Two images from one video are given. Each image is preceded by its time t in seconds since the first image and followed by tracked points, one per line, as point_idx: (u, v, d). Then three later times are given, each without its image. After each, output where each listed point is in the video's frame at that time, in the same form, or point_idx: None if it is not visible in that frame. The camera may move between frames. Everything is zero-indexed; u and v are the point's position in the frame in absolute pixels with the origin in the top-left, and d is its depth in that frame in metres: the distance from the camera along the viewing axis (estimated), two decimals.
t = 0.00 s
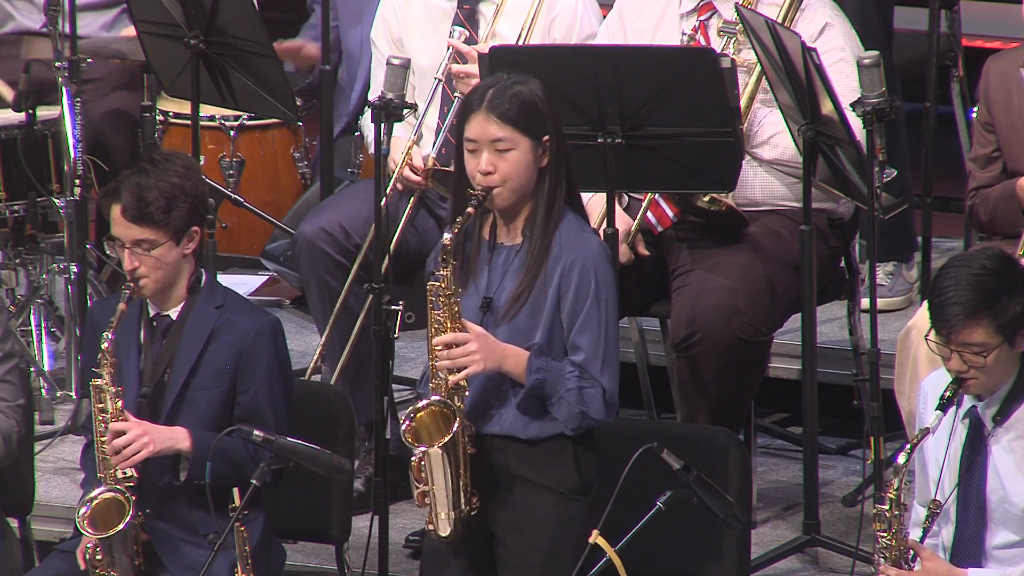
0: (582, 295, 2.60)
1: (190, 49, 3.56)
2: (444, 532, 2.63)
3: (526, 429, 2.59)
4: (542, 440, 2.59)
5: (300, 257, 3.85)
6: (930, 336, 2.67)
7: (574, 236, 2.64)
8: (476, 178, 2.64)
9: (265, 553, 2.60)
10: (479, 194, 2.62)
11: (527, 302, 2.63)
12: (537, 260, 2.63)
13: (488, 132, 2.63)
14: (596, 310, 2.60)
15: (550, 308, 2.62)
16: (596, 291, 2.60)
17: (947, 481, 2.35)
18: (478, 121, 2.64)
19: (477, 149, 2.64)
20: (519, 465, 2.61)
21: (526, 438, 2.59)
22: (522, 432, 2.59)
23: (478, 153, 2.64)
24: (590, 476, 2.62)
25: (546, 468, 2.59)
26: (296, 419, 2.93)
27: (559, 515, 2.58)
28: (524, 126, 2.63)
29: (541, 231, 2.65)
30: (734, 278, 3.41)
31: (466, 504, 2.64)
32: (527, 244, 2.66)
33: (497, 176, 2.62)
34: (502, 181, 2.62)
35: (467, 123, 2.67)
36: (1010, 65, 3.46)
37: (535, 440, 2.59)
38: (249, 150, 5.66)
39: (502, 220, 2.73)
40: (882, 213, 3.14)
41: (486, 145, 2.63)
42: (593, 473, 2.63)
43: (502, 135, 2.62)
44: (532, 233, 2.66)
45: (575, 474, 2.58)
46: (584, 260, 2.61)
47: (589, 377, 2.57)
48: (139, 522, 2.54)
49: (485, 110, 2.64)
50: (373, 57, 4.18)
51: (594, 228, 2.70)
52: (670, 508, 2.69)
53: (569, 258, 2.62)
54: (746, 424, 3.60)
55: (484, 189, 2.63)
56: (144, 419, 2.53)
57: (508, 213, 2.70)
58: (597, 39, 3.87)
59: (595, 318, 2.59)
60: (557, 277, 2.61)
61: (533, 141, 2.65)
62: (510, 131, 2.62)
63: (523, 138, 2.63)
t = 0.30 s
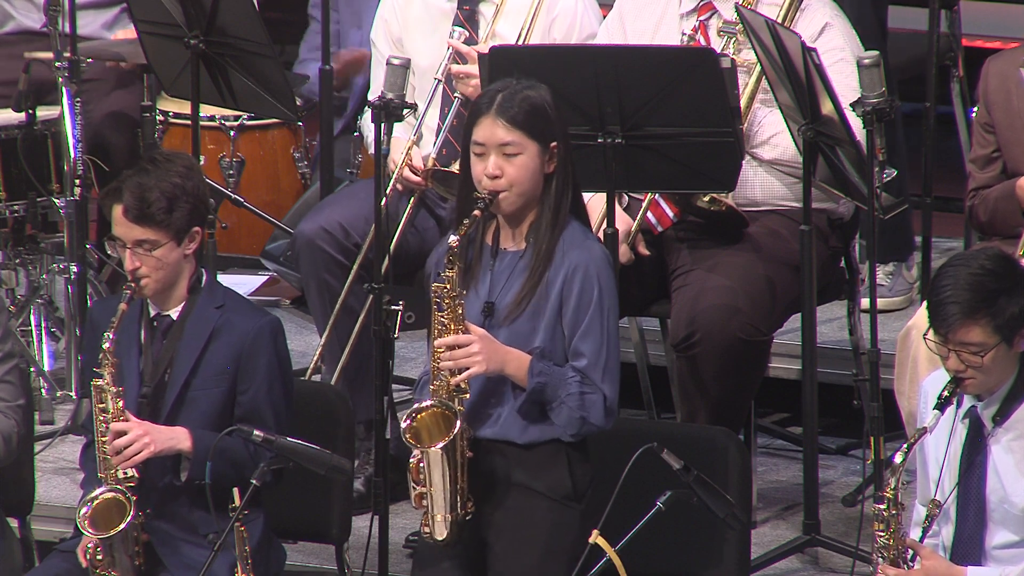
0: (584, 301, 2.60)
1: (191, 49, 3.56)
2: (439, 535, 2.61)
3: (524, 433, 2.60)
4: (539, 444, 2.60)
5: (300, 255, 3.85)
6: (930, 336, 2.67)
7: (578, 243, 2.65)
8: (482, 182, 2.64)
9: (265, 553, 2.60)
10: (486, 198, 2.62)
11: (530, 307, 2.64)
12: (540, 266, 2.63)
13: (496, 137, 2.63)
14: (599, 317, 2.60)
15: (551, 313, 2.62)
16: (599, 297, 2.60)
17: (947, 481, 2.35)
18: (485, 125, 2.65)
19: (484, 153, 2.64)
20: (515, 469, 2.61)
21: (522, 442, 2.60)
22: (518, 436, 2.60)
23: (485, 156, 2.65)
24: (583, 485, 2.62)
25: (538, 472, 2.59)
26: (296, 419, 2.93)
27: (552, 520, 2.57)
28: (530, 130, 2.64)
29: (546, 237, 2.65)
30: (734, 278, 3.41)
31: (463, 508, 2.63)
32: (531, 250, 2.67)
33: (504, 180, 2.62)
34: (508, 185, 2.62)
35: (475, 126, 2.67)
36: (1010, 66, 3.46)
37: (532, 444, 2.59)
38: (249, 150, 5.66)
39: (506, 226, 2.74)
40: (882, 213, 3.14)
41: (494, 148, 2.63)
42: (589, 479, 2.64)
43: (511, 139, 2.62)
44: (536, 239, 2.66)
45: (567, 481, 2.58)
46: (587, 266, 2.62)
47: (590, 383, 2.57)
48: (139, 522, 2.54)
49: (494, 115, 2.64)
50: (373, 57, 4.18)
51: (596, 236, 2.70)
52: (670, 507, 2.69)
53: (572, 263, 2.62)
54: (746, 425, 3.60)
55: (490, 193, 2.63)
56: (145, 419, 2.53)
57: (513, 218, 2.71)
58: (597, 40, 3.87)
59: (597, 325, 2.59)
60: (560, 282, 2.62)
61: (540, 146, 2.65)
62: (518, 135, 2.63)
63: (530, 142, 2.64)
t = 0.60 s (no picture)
0: (582, 298, 2.60)
1: (191, 49, 3.56)
2: (434, 535, 2.61)
3: (521, 434, 2.59)
4: (536, 445, 2.59)
5: (300, 256, 3.85)
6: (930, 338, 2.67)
7: (575, 242, 2.64)
8: (481, 181, 2.65)
9: (265, 554, 2.60)
10: (484, 198, 2.63)
11: (528, 306, 2.64)
12: (538, 265, 2.63)
13: (495, 136, 2.63)
14: (596, 314, 2.60)
15: (550, 312, 2.62)
16: (596, 295, 2.60)
17: (947, 481, 2.35)
18: (484, 124, 2.65)
19: (482, 152, 2.65)
20: (513, 473, 2.61)
21: (521, 443, 2.60)
22: (517, 437, 2.59)
23: (484, 156, 2.65)
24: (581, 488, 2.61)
25: (536, 476, 2.59)
26: (296, 419, 2.93)
27: (549, 522, 2.58)
28: (529, 130, 2.64)
29: (544, 237, 2.65)
30: (734, 278, 3.41)
31: (458, 509, 2.63)
32: (529, 250, 2.66)
33: (501, 180, 2.63)
34: (506, 185, 2.63)
35: (473, 127, 2.68)
36: (1009, 67, 3.46)
37: (529, 445, 2.59)
38: (249, 150, 5.66)
39: (504, 227, 2.74)
40: (882, 213, 3.14)
41: (492, 148, 2.64)
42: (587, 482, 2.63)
43: (509, 140, 2.63)
44: (534, 239, 2.66)
45: (565, 483, 2.58)
46: (585, 264, 2.61)
47: (587, 381, 2.57)
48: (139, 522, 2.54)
49: (493, 115, 2.65)
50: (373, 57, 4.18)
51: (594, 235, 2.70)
52: (670, 508, 2.69)
53: (570, 262, 2.61)
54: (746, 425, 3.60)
55: (488, 193, 2.63)
56: (144, 419, 2.53)
57: (511, 219, 2.71)
58: (597, 40, 3.87)
59: (594, 323, 2.59)
60: (558, 282, 2.61)
61: (539, 147, 2.65)
62: (516, 136, 2.63)
63: (529, 143, 2.64)
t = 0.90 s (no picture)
0: (584, 295, 2.61)
1: (191, 49, 3.56)
2: (437, 536, 2.60)
3: (522, 432, 2.60)
4: (536, 441, 2.60)
5: (301, 258, 3.85)
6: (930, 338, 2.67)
7: (574, 240, 2.65)
8: (473, 183, 2.64)
9: (265, 553, 2.60)
10: (476, 200, 2.62)
11: (527, 306, 2.63)
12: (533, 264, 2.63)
13: (487, 138, 2.63)
14: (598, 310, 2.61)
15: (551, 311, 2.63)
16: (597, 291, 2.61)
17: (947, 481, 2.35)
18: (475, 127, 2.65)
19: (474, 154, 2.65)
20: (514, 473, 2.61)
21: (521, 440, 2.60)
22: (518, 433, 2.60)
23: (476, 158, 2.65)
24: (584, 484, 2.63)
25: (538, 474, 2.59)
26: (296, 419, 2.93)
27: (550, 521, 2.57)
28: (521, 131, 2.64)
29: (540, 235, 2.66)
30: (734, 278, 3.41)
31: (460, 510, 2.62)
32: (526, 250, 2.66)
33: (494, 182, 2.62)
34: (499, 187, 2.62)
35: (465, 128, 2.67)
36: (1009, 67, 3.46)
37: (530, 441, 2.60)
38: (249, 150, 5.66)
39: (500, 227, 2.74)
40: (882, 213, 3.14)
41: (484, 150, 2.63)
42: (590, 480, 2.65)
43: (500, 141, 2.62)
44: (531, 238, 2.66)
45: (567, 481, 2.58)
46: (585, 262, 2.62)
47: (588, 379, 2.57)
48: (139, 522, 2.54)
49: (484, 117, 2.64)
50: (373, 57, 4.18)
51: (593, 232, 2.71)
52: (670, 507, 2.69)
53: (570, 259, 2.63)
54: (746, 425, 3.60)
55: (481, 195, 2.63)
56: (145, 419, 2.53)
57: (506, 219, 2.71)
58: (597, 40, 3.87)
59: (595, 319, 2.60)
60: (558, 280, 2.63)
61: (532, 147, 2.65)
62: (508, 137, 2.63)
63: (520, 143, 2.63)
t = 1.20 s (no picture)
0: (584, 295, 2.61)
1: (191, 49, 3.56)
2: (433, 535, 2.61)
3: (517, 430, 2.60)
4: (529, 445, 2.61)
5: (302, 262, 3.85)
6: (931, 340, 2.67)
7: (576, 240, 2.65)
8: (479, 182, 2.63)
9: (265, 554, 2.60)
10: (483, 199, 2.61)
11: (528, 304, 2.64)
12: (535, 263, 2.64)
13: (494, 136, 2.62)
14: (599, 311, 2.61)
15: (552, 311, 2.63)
16: (598, 292, 2.61)
17: (947, 481, 2.35)
18: (482, 124, 2.64)
19: (481, 152, 2.64)
20: (514, 472, 2.60)
21: (516, 440, 2.60)
22: (511, 433, 2.60)
23: (482, 156, 2.64)
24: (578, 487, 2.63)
25: (538, 474, 2.59)
26: (296, 419, 2.93)
27: (547, 521, 2.58)
28: (529, 131, 2.63)
29: (543, 236, 2.66)
30: (734, 278, 3.41)
31: (457, 509, 2.62)
32: (528, 249, 2.67)
33: (501, 180, 2.62)
34: (506, 186, 2.61)
35: (471, 126, 2.66)
36: (1010, 66, 3.46)
37: (523, 443, 2.60)
38: (249, 150, 5.66)
39: (503, 226, 2.74)
40: (882, 213, 3.15)
41: (491, 148, 2.63)
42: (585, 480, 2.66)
43: (507, 139, 2.62)
44: (533, 237, 2.66)
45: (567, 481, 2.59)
46: (586, 263, 2.62)
47: (590, 377, 2.58)
48: (139, 522, 2.54)
49: (491, 114, 2.64)
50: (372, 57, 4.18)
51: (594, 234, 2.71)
52: (670, 507, 2.69)
53: (571, 259, 2.63)
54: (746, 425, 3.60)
55: (487, 193, 2.62)
56: (146, 419, 2.53)
57: (510, 219, 2.71)
58: (597, 40, 3.87)
59: (597, 319, 2.60)
60: (559, 280, 2.63)
61: (538, 146, 2.65)
62: (515, 135, 2.62)
63: (528, 143, 2.63)
